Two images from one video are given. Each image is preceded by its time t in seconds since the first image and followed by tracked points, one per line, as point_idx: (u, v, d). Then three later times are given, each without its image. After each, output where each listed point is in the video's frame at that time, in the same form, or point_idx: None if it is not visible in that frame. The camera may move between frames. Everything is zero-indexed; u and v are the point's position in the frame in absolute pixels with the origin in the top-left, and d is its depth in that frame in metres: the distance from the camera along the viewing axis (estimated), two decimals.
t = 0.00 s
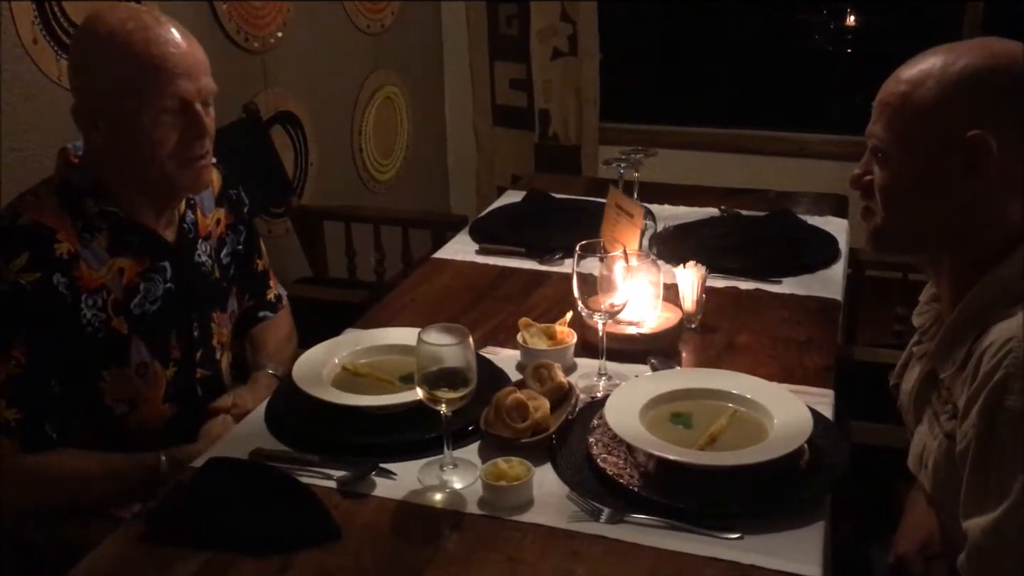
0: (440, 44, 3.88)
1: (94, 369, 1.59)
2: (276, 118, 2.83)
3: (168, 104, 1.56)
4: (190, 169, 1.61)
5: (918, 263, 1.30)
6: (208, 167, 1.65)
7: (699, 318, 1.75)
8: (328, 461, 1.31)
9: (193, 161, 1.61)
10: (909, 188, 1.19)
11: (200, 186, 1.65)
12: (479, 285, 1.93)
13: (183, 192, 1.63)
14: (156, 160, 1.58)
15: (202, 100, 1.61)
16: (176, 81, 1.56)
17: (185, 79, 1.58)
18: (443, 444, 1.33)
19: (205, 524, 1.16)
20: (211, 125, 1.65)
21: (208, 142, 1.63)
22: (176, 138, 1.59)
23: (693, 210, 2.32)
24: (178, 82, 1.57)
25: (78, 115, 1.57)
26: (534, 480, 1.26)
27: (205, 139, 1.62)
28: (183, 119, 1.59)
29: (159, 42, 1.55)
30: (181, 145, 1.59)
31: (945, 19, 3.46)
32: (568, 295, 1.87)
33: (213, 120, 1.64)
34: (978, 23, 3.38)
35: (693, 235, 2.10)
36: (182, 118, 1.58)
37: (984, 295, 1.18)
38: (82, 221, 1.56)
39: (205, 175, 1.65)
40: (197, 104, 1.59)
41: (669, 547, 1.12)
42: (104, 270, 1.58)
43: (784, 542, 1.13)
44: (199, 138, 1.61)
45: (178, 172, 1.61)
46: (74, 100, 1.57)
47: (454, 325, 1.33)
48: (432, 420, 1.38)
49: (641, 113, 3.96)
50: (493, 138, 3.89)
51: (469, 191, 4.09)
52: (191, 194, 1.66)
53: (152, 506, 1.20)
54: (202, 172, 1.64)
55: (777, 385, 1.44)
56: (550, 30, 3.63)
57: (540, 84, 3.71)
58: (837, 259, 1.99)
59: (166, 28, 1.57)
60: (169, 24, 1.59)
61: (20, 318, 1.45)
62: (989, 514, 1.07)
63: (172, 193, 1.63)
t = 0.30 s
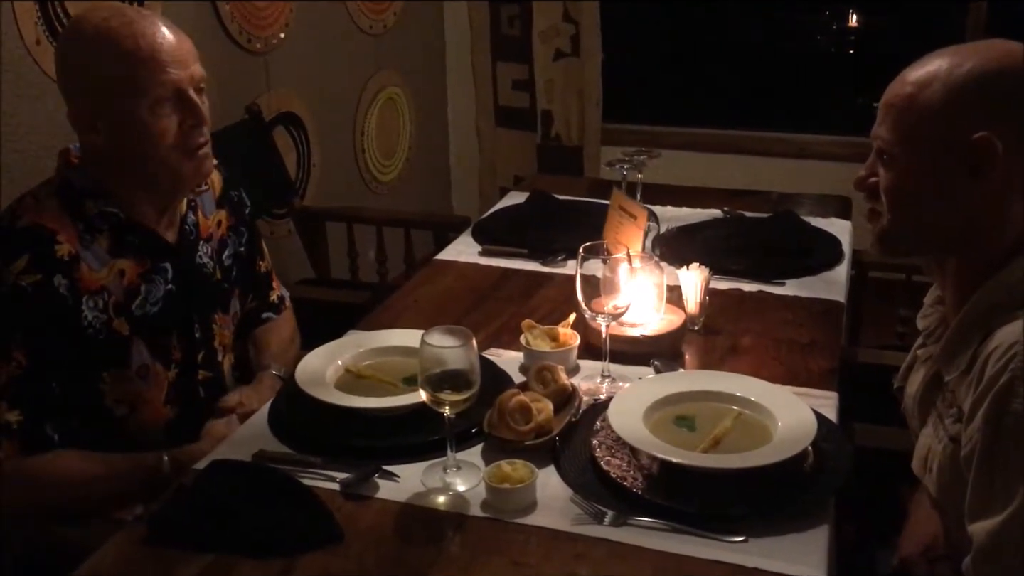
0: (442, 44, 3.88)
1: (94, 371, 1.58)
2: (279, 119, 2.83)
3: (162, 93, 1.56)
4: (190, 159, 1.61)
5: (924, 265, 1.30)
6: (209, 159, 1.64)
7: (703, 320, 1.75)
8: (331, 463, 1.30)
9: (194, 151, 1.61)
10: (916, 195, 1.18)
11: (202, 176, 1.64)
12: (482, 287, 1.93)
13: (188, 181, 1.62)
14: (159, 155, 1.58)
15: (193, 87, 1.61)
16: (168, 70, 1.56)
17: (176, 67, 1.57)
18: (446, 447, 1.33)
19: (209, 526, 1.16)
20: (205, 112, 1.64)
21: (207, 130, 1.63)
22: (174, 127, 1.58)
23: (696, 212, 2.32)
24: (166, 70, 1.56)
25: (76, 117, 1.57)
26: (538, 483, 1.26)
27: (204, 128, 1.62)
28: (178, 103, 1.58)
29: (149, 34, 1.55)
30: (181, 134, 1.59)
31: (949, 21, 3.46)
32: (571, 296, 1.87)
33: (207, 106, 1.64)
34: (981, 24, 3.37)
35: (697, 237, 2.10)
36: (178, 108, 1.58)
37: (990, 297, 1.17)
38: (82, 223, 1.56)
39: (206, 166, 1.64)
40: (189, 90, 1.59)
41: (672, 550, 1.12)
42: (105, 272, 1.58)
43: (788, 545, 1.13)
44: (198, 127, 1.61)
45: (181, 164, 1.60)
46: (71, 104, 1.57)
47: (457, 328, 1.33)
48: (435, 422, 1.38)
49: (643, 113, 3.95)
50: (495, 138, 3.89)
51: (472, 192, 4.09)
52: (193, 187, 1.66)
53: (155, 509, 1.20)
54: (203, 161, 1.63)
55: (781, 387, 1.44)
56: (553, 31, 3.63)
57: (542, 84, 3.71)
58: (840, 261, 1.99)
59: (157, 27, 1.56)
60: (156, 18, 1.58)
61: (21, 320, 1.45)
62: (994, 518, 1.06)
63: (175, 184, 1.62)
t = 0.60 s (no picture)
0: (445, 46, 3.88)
1: (94, 372, 1.59)
2: (282, 121, 2.83)
3: (171, 116, 1.56)
4: (188, 176, 1.62)
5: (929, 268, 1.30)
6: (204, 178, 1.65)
7: (706, 323, 1.75)
8: (335, 465, 1.30)
9: (192, 169, 1.62)
10: (923, 198, 1.18)
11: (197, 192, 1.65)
12: (486, 289, 1.93)
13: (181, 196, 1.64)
14: (154, 168, 1.58)
15: (204, 112, 1.60)
16: (180, 94, 1.55)
17: (188, 91, 1.56)
18: (450, 449, 1.33)
19: (212, 527, 1.16)
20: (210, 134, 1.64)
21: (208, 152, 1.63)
22: (176, 147, 1.58)
23: (698, 214, 2.32)
24: (181, 94, 1.55)
25: (77, 116, 1.56)
26: (542, 486, 1.26)
27: (204, 150, 1.62)
28: (185, 126, 1.58)
29: (162, 46, 1.53)
30: (180, 155, 1.60)
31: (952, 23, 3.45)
32: (574, 299, 1.87)
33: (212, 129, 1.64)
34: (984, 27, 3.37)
35: (700, 239, 2.10)
36: (183, 127, 1.58)
37: (994, 301, 1.17)
38: (76, 223, 1.56)
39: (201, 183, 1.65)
40: (198, 115, 1.59)
41: (676, 553, 1.12)
42: (100, 272, 1.58)
43: (792, 548, 1.13)
44: (199, 148, 1.61)
45: (176, 178, 1.61)
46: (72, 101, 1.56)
47: (462, 331, 1.33)
48: (440, 425, 1.38)
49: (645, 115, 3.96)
50: (498, 140, 3.89)
51: (475, 194, 4.09)
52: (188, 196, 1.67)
53: (160, 511, 1.21)
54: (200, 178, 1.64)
55: (785, 390, 1.44)
56: (556, 32, 3.63)
57: (544, 86, 3.71)
58: (844, 264, 1.99)
59: (178, 44, 1.55)
60: (176, 31, 1.57)
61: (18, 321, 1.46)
62: (1000, 522, 1.06)
63: (169, 194, 1.63)
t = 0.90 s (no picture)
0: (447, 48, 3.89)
1: (93, 365, 1.59)
2: (285, 123, 2.83)
3: (156, 134, 1.56)
4: (172, 190, 1.63)
5: (930, 272, 1.29)
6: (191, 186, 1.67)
7: (709, 324, 1.75)
8: (340, 466, 1.31)
9: (177, 184, 1.63)
10: (928, 201, 1.19)
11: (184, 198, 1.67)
12: (490, 291, 1.94)
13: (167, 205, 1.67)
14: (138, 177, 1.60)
15: (188, 126, 1.60)
16: (163, 113, 1.55)
17: (174, 110, 1.57)
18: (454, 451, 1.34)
19: (215, 527, 1.17)
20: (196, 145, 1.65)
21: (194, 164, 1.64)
22: (161, 159, 1.59)
23: (701, 216, 2.33)
24: (161, 116, 1.56)
25: (67, 124, 1.56)
26: (546, 487, 1.27)
27: (190, 163, 1.63)
28: (171, 144, 1.59)
29: (145, 62, 1.52)
30: (164, 173, 1.61)
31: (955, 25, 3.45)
32: (577, 301, 1.87)
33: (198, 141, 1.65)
34: (986, 30, 3.37)
35: (703, 241, 2.10)
36: (169, 144, 1.58)
37: (997, 304, 1.18)
38: (69, 220, 1.56)
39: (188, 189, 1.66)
40: (183, 134, 1.59)
41: (680, 555, 1.12)
42: (94, 266, 1.59)
43: (795, 549, 1.13)
44: (185, 162, 1.61)
45: (162, 187, 1.63)
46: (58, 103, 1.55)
47: (466, 333, 1.33)
48: (443, 427, 1.39)
49: (648, 117, 3.96)
50: (501, 141, 3.90)
51: (477, 196, 4.10)
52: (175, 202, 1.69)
53: (163, 512, 1.21)
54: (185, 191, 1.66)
55: (788, 392, 1.44)
56: (559, 34, 3.63)
57: (547, 87, 3.71)
58: (846, 266, 1.99)
59: (163, 58, 1.54)
60: (160, 44, 1.55)
61: (14, 315, 1.47)
62: (1003, 524, 1.06)
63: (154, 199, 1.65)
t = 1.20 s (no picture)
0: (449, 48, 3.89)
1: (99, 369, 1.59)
2: (288, 124, 2.83)
3: (155, 116, 1.55)
4: (177, 175, 1.62)
5: (935, 274, 1.28)
6: (196, 174, 1.65)
7: (712, 325, 1.75)
8: (343, 467, 1.31)
9: (183, 168, 1.62)
10: (933, 205, 1.19)
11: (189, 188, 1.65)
12: (492, 292, 1.94)
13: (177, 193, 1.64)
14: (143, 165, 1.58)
15: (186, 109, 1.59)
16: (160, 94, 1.55)
17: (169, 90, 1.56)
18: (457, 452, 1.34)
19: (219, 528, 1.17)
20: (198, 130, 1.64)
21: (195, 148, 1.62)
22: (162, 146, 1.58)
23: (703, 217, 2.33)
24: (159, 93, 1.55)
25: (67, 124, 1.56)
26: (549, 488, 1.27)
27: (192, 147, 1.61)
28: (170, 124, 1.57)
29: (140, 46, 1.53)
30: (167, 156, 1.59)
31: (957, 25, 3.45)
32: (580, 302, 1.87)
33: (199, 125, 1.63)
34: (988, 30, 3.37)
35: (705, 242, 2.10)
36: (169, 125, 1.57)
37: (1001, 306, 1.17)
38: (69, 223, 1.57)
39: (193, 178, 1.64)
40: (181, 114, 1.58)
41: (684, 557, 1.12)
42: (97, 270, 1.59)
43: (800, 551, 1.13)
44: (186, 147, 1.60)
45: (168, 176, 1.61)
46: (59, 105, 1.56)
47: (469, 334, 1.33)
48: (447, 428, 1.39)
49: (650, 118, 3.96)
50: (503, 142, 3.90)
51: (479, 197, 4.09)
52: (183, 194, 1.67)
53: (167, 513, 1.22)
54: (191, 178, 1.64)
55: (791, 394, 1.44)
56: (561, 34, 3.63)
57: (549, 88, 3.70)
58: (849, 267, 1.99)
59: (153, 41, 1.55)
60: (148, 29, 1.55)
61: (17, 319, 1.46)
62: (1008, 526, 1.06)
63: (161, 189, 1.63)
